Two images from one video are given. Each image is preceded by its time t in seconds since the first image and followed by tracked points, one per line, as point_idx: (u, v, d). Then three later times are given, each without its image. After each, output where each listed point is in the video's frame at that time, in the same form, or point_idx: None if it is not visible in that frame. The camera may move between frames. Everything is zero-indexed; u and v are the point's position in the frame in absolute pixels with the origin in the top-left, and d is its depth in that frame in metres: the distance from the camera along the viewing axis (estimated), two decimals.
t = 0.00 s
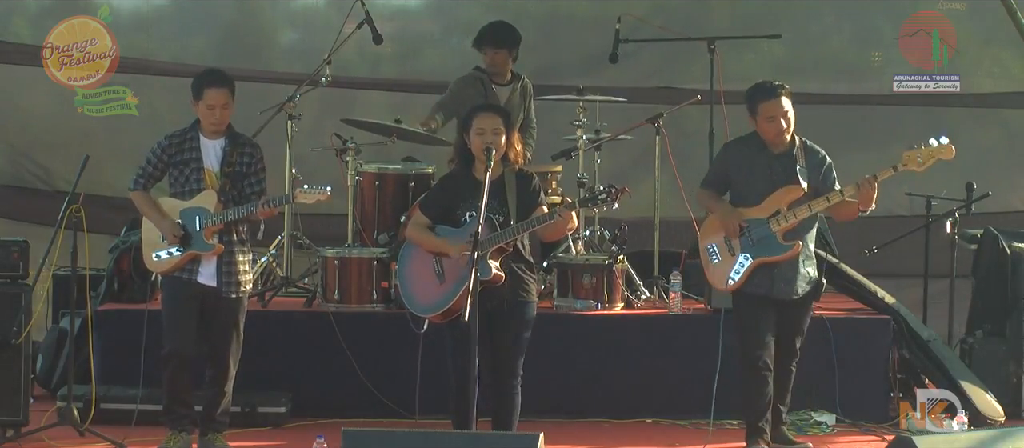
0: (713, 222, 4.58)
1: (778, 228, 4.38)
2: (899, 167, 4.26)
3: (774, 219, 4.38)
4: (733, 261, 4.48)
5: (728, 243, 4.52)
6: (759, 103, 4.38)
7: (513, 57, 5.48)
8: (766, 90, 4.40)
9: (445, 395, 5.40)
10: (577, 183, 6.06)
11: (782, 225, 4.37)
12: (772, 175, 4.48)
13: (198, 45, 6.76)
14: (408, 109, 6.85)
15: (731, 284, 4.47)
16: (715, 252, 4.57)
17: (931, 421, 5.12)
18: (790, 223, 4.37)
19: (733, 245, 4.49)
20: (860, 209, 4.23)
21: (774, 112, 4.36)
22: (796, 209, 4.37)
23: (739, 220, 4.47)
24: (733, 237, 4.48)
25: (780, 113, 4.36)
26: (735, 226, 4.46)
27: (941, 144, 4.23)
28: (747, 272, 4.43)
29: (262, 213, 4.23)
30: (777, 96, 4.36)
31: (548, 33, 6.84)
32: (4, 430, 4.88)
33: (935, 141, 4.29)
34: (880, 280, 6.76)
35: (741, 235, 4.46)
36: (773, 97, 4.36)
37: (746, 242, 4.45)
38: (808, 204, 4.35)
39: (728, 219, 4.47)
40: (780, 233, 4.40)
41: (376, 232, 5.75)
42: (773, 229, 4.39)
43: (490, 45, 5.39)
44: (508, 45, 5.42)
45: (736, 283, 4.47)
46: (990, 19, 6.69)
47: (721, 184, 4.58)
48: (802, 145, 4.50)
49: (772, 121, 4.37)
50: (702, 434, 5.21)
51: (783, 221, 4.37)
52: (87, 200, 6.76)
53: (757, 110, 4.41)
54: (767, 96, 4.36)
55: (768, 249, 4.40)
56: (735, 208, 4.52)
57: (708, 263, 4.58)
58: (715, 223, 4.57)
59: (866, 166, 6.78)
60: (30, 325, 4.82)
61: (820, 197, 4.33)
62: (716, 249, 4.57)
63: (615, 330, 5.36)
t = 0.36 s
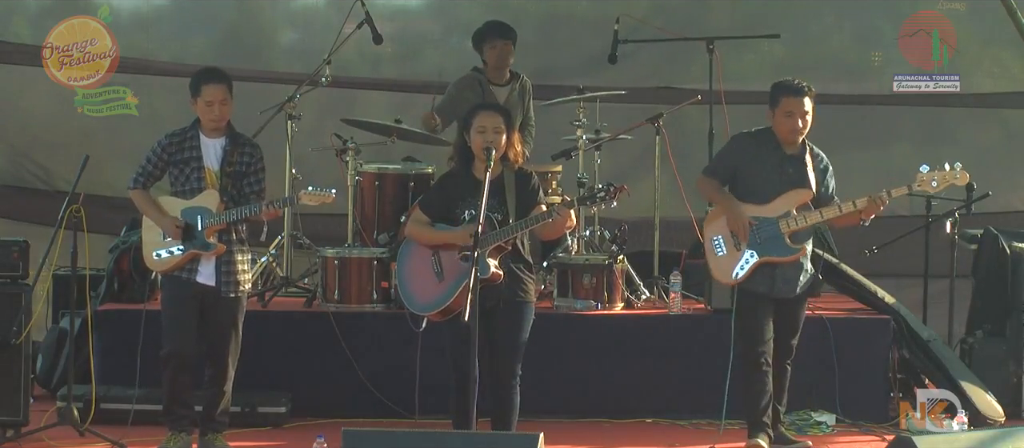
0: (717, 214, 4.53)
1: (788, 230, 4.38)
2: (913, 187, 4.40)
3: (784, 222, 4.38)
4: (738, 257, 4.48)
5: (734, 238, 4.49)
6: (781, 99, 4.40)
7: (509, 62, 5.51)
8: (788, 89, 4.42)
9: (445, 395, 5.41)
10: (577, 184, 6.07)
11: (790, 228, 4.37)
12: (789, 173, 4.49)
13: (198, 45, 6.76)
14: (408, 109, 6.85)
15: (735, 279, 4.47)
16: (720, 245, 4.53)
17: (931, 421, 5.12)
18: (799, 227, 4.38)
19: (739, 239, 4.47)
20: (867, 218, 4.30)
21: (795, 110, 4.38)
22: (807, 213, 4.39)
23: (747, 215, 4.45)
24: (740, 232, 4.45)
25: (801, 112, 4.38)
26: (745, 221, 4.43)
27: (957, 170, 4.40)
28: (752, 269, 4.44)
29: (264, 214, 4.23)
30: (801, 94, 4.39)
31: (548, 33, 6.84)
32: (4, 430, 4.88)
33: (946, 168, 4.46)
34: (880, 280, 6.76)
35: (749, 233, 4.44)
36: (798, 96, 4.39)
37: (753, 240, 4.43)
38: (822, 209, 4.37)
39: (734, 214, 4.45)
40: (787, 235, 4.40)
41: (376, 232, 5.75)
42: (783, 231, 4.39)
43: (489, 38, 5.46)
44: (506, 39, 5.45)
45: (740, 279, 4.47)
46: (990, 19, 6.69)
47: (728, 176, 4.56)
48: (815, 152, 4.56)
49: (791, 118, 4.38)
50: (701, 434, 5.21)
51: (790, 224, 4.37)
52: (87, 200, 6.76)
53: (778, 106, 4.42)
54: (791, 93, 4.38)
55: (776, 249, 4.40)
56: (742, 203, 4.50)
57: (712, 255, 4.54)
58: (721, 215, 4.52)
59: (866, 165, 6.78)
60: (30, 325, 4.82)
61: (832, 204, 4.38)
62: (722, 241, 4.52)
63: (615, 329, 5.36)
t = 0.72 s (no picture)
0: (726, 217, 4.52)
1: (797, 228, 4.42)
2: (913, 179, 4.44)
3: (794, 219, 4.42)
4: (752, 257, 4.44)
5: (747, 238, 4.47)
6: (784, 98, 4.40)
7: (513, 58, 5.53)
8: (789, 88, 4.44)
9: (445, 395, 5.40)
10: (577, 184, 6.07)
11: (799, 226, 4.42)
12: (789, 171, 4.51)
13: (198, 45, 6.76)
14: (408, 109, 6.85)
15: (751, 279, 4.43)
16: (733, 245, 4.50)
17: (931, 421, 5.12)
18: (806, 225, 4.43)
19: (751, 240, 4.46)
20: (869, 211, 4.34)
21: (797, 110, 4.40)
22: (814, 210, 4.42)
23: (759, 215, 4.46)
24: (753, 231, 4.44)
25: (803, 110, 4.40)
26: (757, 221, 4.42)
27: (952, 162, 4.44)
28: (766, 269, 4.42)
29: (262, 220, 4.18)
30: (804, 94, 4.40)
31: (548, 33, 6.84)
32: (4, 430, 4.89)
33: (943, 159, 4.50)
34: (880, 280, 6.76)
35: (761, 232, 4.43)
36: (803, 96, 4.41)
37: (765, 239, 4.44)
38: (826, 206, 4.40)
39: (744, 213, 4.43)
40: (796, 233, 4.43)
41: (376, 232, 5.75)
42: (794, 229, 4.42)
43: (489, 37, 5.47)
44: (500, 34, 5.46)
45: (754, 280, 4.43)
46: (990, 19, 6.70)
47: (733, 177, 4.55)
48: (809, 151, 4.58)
49: (792, 117, 4.40)
50: (702, 434, 5.21)
51: (798, 222, 4.42)
52: (87, 200, 6.76)
53: (780, 105, 4.43)
54: (795, 92, 4.40)
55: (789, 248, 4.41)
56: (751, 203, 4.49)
57: (726, 256, 4.50)
58: (731, 216, 4.51)
59: (866, 165, 6.78)
60: (30, 325, 4.82)
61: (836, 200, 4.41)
62: (735, 243, 4.49)
63: (615, 329, 5.35)
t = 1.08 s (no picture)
0: (723, 225, 4.54)
1: (793, 229, 4.42)
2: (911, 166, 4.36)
3: (789, 221, 4.43)
4: (750, 263, 4.47)
5: (743, 246, 4.49)
6: (763, 97, 4.47)
7: (512, 59, 5.53)
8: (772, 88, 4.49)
9: (445, 394, 5.40)
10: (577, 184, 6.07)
11: (797, 226, 4.42)
12: (782, 172, 4.48)
13: (198, 45, 6.76)
14: (408, 109, 6.85)
15: (750, 285, 4.46)
16: (730, 254, 4.51)
17: (931, 421, 5.12)
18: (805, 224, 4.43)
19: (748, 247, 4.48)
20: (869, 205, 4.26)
21: (778, 110, 4.44)
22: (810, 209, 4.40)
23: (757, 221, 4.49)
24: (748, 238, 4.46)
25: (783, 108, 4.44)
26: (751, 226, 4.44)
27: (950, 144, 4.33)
28: (765, 273, 4.44)
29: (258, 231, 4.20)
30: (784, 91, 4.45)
31: (548, 33, 6.84)
32: (4, 430, 4.89)
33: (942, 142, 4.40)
34: (880, 280, 6.76)
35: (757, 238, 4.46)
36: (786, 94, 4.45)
37: (761, 244, 4.46)
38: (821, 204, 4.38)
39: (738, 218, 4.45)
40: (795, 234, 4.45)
41: (376, 232, 5.75)
42: (789, 230, 4.43)
43: (488, 36, 5.48)
44: (504, 34, 5.49)
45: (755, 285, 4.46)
46: (990, 19, 6.70)
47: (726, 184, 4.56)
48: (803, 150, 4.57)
49: (772, 116, 4.44)
50: (702, 434, 5.21)
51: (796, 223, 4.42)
52: (87, 200, 6.76)
53: (761, 105, 4.49)
54: (774, 91, 4.45)
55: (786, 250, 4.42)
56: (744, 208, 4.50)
57: (723, 265, 4.52)
58: (726, 224, 4.53)
59: (866, 165, 6.78)
60: (30, 325, 4.82)
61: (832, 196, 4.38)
62: (731, 251, 4.51)
63: (615, 330, 5.36)
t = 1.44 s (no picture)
0: (706, 224, 4.55)
1: (774, 223, 4.37)
2: (893, 155, 4.13)
3: (768, 216, 4.37)
4: (730, 260, 4.45)
5: (724, 243, 4.49)
6: (738, 96, 4.42)
7: (510, 57, 5.52)
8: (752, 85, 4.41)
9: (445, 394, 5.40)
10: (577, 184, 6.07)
11: (780, 219, 4.36)
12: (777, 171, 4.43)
13: (198, 45, 6.76)
14: (408, 109, 6.85)
15: (729, 283, 4.42)
16: (710, 253, 4.54)
17: (931, 421, 5.12)
18: (789, 217, 4.36)
19: (729, 244, 4.47)
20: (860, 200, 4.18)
21: (756, 107, 4.38)
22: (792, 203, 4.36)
23: (737, 218, 4.45)
24: (728, 232, 4.47)
25: (756, 106, 4.38)
26: (731, 223, 4.46)
27: (934, 131, 4.08)
28: (743, 272, 4.39)
29: (256, 218, 4.17)
30: (757, 89, 4.38)
31: (548, 33, 6.85)
32: (4, 430, 4.89)
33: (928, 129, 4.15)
34: (880, 280, 6.76)
35: (736, 231, 4.46)
36: (764, 92, 4.38)
37: (742, 242, 4.44)
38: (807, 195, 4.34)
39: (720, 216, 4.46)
40: (776, 228, 4.39)
41: (376, 232, 5.75)
42: (770, 225, 4.38)
43: (487, 37, 5.48)
44: (502, 35, 5.49)
45: (733, 283, 4.42)
46: (990, 19, 6.70)
47: (713, 184, 4.56)
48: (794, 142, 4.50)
49: (746, 114, 4.39)
50: (702, 434, 5.21)
51: (778, 216, 4.36)
52: (87, 200, 6.76)
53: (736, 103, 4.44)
54: (750, 88, 4.38)
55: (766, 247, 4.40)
56: (726, 206, 4.50)
57: (704, 264, 4.55)
58: (710, 224, 4.54)
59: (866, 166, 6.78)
60: (30, 325, 4.82)
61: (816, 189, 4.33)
62: (712, 250, 4.53)
63: (615, 329, 5.35)
